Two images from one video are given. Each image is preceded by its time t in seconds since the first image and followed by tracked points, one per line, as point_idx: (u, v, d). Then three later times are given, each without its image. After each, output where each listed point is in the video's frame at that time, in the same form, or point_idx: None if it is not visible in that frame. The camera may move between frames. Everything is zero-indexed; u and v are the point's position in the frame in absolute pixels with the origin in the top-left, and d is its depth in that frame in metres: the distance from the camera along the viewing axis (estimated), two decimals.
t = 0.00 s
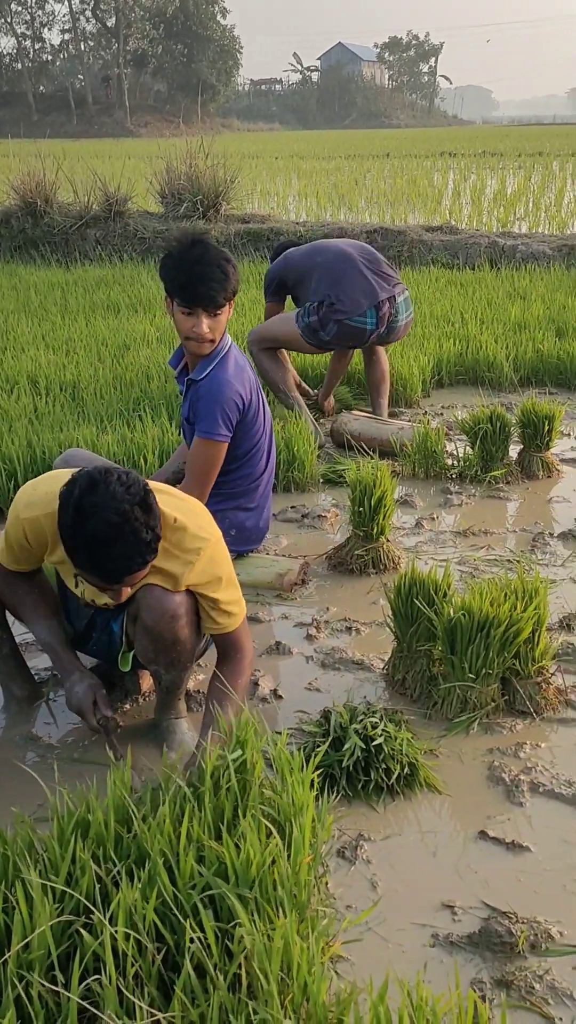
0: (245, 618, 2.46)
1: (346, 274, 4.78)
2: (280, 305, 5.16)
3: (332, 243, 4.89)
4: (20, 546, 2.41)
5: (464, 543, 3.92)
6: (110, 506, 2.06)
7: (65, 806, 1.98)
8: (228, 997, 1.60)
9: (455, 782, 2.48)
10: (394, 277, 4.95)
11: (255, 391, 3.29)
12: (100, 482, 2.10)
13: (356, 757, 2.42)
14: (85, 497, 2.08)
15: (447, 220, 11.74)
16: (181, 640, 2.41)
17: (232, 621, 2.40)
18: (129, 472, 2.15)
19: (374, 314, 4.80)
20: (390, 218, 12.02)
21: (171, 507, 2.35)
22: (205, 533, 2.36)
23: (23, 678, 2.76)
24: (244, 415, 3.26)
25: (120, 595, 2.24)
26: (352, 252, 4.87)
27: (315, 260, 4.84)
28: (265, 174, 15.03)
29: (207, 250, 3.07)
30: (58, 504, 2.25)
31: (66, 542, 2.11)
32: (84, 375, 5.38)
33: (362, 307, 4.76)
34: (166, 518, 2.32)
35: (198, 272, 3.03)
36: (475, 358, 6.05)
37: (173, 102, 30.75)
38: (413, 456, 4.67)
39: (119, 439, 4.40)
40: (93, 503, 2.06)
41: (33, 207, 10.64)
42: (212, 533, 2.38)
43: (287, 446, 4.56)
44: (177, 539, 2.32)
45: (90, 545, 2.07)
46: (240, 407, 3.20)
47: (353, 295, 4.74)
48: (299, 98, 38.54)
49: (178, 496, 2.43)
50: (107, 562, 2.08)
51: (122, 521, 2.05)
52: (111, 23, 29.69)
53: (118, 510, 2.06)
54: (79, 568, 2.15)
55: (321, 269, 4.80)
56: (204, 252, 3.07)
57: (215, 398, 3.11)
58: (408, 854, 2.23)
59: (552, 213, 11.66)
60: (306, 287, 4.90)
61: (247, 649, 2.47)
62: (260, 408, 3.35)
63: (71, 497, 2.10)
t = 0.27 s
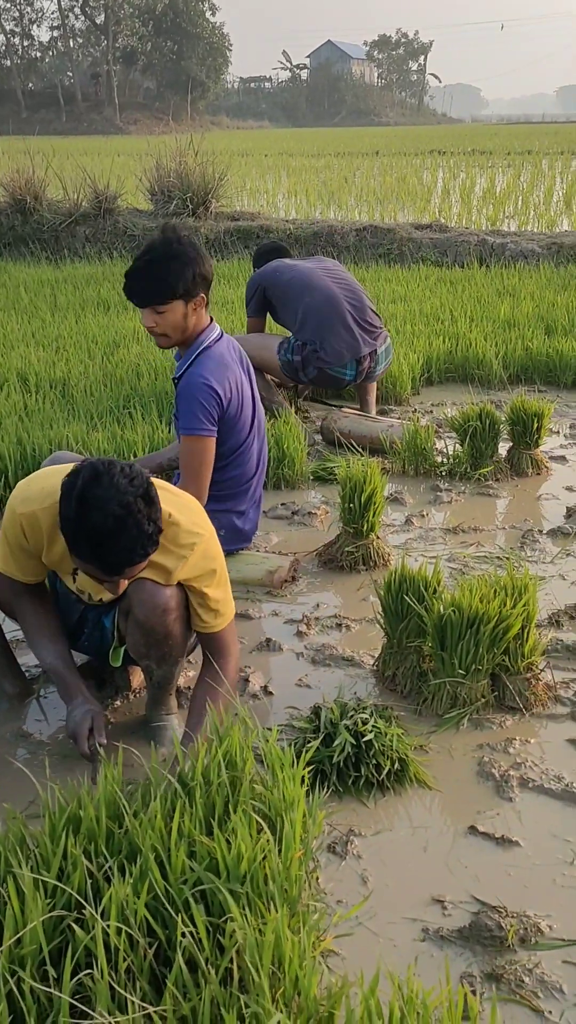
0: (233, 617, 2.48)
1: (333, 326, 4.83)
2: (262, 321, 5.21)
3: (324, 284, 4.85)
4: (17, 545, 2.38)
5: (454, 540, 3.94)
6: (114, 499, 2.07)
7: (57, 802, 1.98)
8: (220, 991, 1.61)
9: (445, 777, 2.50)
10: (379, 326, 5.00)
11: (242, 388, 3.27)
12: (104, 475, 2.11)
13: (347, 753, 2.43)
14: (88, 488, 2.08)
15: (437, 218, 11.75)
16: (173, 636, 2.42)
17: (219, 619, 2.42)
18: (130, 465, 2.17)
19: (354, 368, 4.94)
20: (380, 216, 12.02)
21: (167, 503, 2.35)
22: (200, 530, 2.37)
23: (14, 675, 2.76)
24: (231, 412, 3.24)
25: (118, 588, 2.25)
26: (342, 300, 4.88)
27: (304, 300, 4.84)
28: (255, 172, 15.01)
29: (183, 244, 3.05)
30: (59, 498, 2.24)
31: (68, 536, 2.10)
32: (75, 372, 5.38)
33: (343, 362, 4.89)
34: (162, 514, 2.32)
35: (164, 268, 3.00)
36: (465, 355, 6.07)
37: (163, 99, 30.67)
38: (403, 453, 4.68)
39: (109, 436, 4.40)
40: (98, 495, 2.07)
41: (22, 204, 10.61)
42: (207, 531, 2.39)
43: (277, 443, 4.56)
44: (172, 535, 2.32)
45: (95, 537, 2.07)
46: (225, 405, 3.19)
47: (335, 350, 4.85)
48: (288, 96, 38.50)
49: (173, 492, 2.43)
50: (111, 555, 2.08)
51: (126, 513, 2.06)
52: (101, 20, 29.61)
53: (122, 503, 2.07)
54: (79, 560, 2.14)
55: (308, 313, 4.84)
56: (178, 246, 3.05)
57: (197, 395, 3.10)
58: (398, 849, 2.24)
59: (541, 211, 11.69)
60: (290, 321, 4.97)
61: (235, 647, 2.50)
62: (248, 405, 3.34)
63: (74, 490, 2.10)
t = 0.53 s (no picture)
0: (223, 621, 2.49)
1: (332, 351, 4.86)
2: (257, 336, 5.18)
3: (324, 309, 4.88)
4: (14, 548, 2.38)
5: (445, 542, 3.95)
6: (112, 505, 2.07)
7: (49, 805, 1.98)
8: (213, 993, 1.61)
9: (436, 779, 2.50)
10: (373, 353, 5.04)
11: (206, 392, 3.23)
12: (102, 480, 2.11)
13: (338, 755, 2.43)
14: (87, 495, 2.08)
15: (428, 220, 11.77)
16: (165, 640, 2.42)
17: (210, 622, 2.44)
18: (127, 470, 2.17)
19: (350, 394, 4.97)
20: (370, 218, 12.04)
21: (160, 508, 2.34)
22: (193, 535, 2.36)
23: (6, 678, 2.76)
24: (190, 412, 3.20)
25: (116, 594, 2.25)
26: (342, 326, 4.91)
27: (304, 325, 4.87)
28: (246, 174, 15.01)
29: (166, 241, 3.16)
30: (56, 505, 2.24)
31: (65, 541, 2.11)
32: (66, 374, 5.38)
33: (338, 392, 4.92)
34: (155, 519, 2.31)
35: (138, 262, 3.13)
36: (455, 358, 6.09)
37: (154, 101, 30.66)
38: (394, 455, 4.70)
39: (100, 439, 4.40)
40: (96, 502, 2.07)
41: (13, 206, 10.59)
42: (200, 535, 2.39)
43: (268, 446, 4.57)
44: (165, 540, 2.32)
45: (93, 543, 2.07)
46: (176, 405, 3.17)
47: (331, 378, 4.88)
48: (279, 99, 38.50)
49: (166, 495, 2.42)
50: (110, 561, 2.08)
51: (124, 520, 2.06)
52: (91, 21, 29.60)
53: (121, 509, 2.06)
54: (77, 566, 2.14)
55: (306, 338, 4.88)
56: (158, 243, 3.16)
57: (144, 397, 3.12)
58: (390, 851, 2.24)
59: (532, 214, 11.72)
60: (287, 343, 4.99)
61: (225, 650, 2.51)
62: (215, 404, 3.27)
63: (72, 495, 2.10)
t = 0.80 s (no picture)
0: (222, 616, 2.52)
1: (333, 371, 4.89)
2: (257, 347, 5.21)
3: (326, 328, 4.93)
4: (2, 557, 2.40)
5: (435, 543, 3.97)
6: (80, 519, 2.09)
7: (40, 806, 1.99)
8: (203, 992, 1.62)
9: (425, 780, 2.52)
10: (371, 372, 5.08)
11: (154, 380, 3.12)
12: (69, 494, 2.13)
13: (329, 755, 2.45)
14: (55, 509, 2.11)
15: (419, 223, 11.81)
16: (160, 638, 2.42)
17: (210, 618, 2.47)
18: (94, 481, 2.19)
19: (346, 414, 5.00)
20: (362, 220, 12.06)
21: (148, 511, 2.37)
22: (185, 535, 2.40)
23: None
24: (142, 404, 3.10)
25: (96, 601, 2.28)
26: (343, 347, 4.95)
27: (305, 342, 4.92)
28: (238, 176, 15.02)
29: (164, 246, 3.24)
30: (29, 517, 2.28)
31: (37, 555, 2.15)
32: (58, 376, 5.38)
33: (334, 409, 4.94)
34: (146, 522, 2.34)
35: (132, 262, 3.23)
36: (446, 360, 6.11)
37: (146, 103, 30.65)
38: (385, 458, 4.71)
39: (92, 441, 4.40)
40: (64, 517, 2.10)
41: (4, 208, 10.58)
42: (190, 534, 2.42)
43: (259, 448, 4.58)
44: (159, 542, 2.35)
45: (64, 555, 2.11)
46: (124, 396, 3.10)
47: (328, 395, 4.91)
48: (271, 101, 38.54)
49: (154, 498, 2.45)
50: (83, 574, 2.12)
51: (93, 533, 2.09)
52: (83, 23, 29.63)
53: (88, 523, 2.09)
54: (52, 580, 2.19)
55: (305, 354, 4.93)
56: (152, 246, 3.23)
57: (92, 386, 3.07)
58: (379, 851, 2.25)
59: (522, 217, 11.77)
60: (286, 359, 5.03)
61: (226, 644, 2.54)
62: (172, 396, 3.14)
63: (40, 510, 2.13)
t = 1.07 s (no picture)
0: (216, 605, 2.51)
1: (330, 371, 4.93)
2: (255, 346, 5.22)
3: (326, 329, 4.97)
4: None
5: (427, 542, 3.98)
6: (41, 528, 2.11)
7: (32, 802, 2.00)
8: (194, 984, 1.64)
9: (416, 776, 2.53)
10: (369, 373, 5.11)
11: (137, 377, 3.09)
12: (32, 502, 2.15)
13: (320, 752, 2.46)
14: (18, 518, 2.14)
15: (412, 223, 11.84)
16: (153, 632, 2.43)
17: (204, 608, 2.46)
18: (60, 488, 2.19)
19: (342, 416, 5.02)
20: (355, 221, 12.08)
21: (132, 505, 2.39)
22: (171, 527, 2.40)
23: None
24: (119, 402, 3.08)
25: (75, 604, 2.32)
26: (342, 349, 4.98)
27: (304, 342, 4.96)
28: (231, 176, 15.03)
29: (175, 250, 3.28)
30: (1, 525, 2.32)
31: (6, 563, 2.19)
32: (50, 375, 5.38)
33: (330, 411, 4.96)
34: (129, 518, 2.37)
35: (143, 261, 3.28)
36: (439, 360, 6.13)
37: (138, 103, 30.64)
38: (377, 457, 4.73)
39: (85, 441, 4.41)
40: (26, 526, 2.12)
41: None
42: (178, 525, 2.43)
43: (251, 447, 4.59)
44: (144, 536, 2.36)
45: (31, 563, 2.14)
46: (103, 392, 3.09)
47: (325, 397, 4.93)
48: (264, 102, 38.55)
49: (141, 491, 2.46)
50: (49, 581, 2.15)
51: (54, 540, 2.11)
52: (76, 24, 29.63)
53: (49, 532, 2.11)
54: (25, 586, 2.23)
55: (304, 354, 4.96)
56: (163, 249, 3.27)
57: (74, 380, 3.10)
58: (370, 846, 2.27)
59: (515, 217, 11.80)
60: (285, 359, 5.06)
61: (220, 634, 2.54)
62: (149, 395, 3.09)
63: (5, 519, 2.16)
